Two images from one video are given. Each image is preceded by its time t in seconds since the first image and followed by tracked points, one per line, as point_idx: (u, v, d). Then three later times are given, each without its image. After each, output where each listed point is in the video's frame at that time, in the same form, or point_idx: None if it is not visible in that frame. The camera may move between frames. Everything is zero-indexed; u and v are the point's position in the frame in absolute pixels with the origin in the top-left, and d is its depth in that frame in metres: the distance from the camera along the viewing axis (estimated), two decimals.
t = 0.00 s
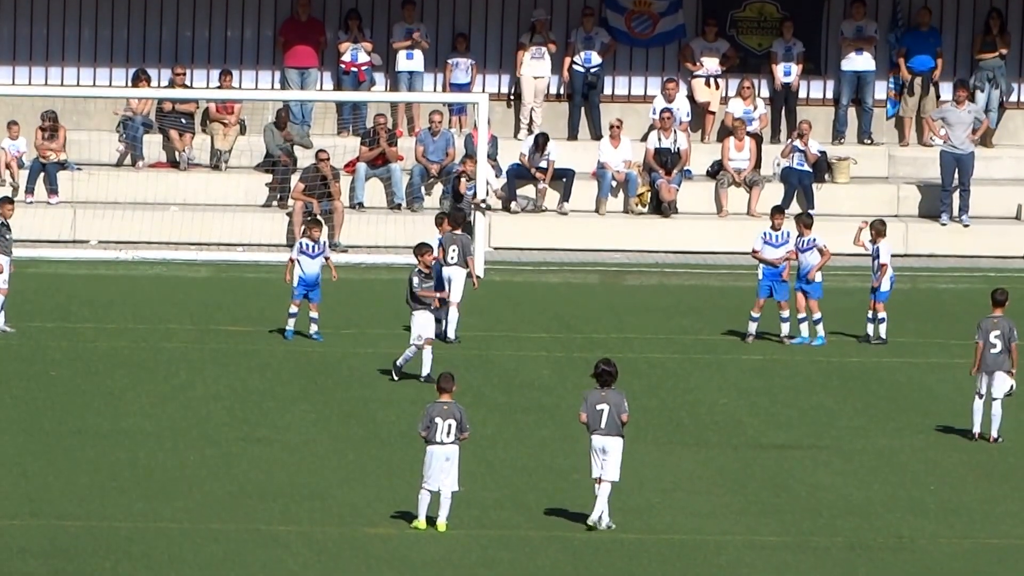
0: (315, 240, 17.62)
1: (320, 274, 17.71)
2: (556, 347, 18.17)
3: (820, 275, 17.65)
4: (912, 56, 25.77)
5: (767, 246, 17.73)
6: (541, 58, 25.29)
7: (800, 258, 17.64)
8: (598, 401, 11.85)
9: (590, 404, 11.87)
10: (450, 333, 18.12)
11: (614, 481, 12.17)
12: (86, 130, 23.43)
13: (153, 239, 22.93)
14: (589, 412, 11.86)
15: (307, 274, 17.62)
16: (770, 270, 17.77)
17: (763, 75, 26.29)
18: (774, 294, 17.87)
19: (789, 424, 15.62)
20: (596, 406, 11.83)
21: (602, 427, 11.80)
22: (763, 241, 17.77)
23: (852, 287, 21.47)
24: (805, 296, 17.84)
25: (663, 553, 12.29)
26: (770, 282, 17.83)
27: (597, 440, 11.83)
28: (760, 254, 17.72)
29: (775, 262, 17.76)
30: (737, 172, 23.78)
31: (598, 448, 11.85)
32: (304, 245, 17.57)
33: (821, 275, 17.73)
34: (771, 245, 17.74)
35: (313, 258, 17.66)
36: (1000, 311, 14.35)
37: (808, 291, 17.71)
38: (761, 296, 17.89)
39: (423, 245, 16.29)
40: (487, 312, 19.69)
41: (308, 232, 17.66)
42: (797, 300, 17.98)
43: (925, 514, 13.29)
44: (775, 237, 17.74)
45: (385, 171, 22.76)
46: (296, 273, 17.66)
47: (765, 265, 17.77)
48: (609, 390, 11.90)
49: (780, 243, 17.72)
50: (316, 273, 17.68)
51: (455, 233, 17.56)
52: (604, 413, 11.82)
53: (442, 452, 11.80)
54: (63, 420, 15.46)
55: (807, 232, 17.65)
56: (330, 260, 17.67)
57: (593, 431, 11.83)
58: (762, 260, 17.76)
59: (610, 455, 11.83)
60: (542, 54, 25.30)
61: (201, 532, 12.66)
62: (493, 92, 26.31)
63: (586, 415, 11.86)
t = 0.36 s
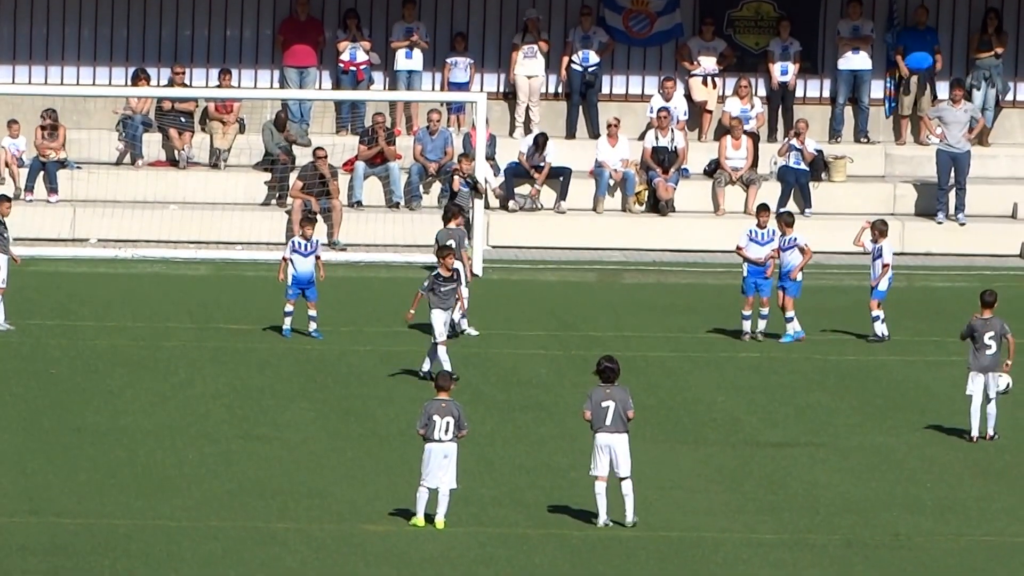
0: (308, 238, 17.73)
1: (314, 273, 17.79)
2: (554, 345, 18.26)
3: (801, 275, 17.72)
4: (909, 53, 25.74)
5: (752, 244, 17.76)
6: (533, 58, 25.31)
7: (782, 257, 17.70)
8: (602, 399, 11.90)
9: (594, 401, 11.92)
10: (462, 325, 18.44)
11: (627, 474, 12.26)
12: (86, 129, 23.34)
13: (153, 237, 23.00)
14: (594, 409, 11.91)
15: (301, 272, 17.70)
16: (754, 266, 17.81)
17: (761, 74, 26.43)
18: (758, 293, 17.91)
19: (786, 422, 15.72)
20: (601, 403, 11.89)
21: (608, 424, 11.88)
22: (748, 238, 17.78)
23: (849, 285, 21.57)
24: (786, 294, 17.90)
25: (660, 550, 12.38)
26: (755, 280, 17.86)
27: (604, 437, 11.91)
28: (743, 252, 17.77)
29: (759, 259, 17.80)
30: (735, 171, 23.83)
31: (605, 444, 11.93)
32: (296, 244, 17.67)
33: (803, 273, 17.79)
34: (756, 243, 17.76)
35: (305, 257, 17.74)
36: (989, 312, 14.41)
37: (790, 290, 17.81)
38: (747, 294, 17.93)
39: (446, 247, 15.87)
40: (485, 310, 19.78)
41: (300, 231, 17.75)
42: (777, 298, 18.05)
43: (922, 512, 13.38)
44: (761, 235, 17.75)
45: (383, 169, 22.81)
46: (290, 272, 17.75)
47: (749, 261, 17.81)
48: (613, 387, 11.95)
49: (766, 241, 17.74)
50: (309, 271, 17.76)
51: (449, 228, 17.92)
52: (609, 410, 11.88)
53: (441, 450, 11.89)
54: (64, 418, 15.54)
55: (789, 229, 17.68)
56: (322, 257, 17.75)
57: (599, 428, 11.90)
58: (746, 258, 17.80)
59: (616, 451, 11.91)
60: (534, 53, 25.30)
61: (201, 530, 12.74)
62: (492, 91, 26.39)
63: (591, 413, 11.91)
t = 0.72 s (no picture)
0: (302, 237, 17.78)
1: (306, 272, 17.77)
2: (552, 344, 18.30)
3: (784, 272, 17.88)
4: (905, 54, 25.89)
5: (744, 242, 17.78)
6: (526, 57, 25.40)
7: (766, 255, 17.83)
8: (623, 398, 11.92)
9: (614, 400, 11.93)
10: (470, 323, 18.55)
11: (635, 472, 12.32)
12: (85, 128, 23.14)
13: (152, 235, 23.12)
14: (613, 408, 11.92)
15: (292, 271, 17.71)
16: (746, 265, 17.79)
17: (758, 73, 26.42)
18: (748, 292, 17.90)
19: (783, 420, 15.75)
20: (621, 402, 11.90)
21: (624, 423, 11.92)
22: (740, 237, 17.80)
23: (847, 284, 21.61)
24: (773, 293, 17.97)
25: (658, 549, 12.42)
26: (746, 279, 17.86)
27: (619, 436, 11.94)
28: (736, 250, 17.74)
29: (751, 257, 17.79)
30: (733, 169, 23.83)
31: (618, 443, 11.96)
32: (288, 243, 17.73)
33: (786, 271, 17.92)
34: (748, 242, 17.79)
35: (298, 256, 17.78)
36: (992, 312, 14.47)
37: (777, 288, 17.93)
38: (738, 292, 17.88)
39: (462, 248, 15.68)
40: (483, 309, 19.83)
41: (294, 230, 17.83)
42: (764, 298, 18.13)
43: (919, 510, 13.42)
44: (753, 234, 17.80)
45: (382, 169, 22.90)
46: (283, 270, 17.79)
47: (740, 260, 17.79)
48: (632, 386, 11.99)
49: (758, 240, 17.79)
50: (301, 270, 17.75)
51: (457, 227, 17.99)
52: (628, 409, 11.92)
53: (440, 448, 11.92)
54: (63, 416, 15.58)
55: (776, 228, 17.76)
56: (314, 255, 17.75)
57: (615, 426, 11.93)
58: (738, 256, 17.78)
59: (626, 451, 11.96)
60: (526, 53, 25.38)
61: (200, 528, 12.79)
62: (490, 91, 26.44)
63: (612, 412, 11.91)
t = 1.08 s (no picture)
0: (309, 235, 17.77)
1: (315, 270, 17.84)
2: (552, 342, 18.31)
3: (772, 271, 17.79)
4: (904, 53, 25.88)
5: (729, 241, 17.80)
6: (526, 56, 25.43)
7: (754, 254, 17.81)
8: (633, 395, 11.91)
9: (625, 397, 11.90)
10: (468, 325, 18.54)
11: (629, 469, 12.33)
12: (86, 126, 23.11)
13: (152, 234, 23.13)
14: (624, 405, 11.88)
15: (302, 269, 17.75)
16: (727, 265, 17.83)
17: (758, 71, 26.45)
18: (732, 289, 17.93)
19: (782, 419, 15.76)
20: (632, 400, 11.89)
21: (632, 421, 11.92)
22: (725, 236, 17.81)
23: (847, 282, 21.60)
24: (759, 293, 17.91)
25: (656, 547, 12.43)
26: (730, 278, 17.88)
27: (626, 433, 11.93)
28: (720, 248, 17.79)
29: (732, 256, 17.82)
30: (731, 168, 23.84)
31: (623, 441, 11.95)
32: (298, 241, 17.72)
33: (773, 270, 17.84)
34: (733, 241, 17.79)
35: (306, 254, 17.78)
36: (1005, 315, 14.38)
37: (764, 287, 17.85)
38: (721, 290, 17.92)
39: (490, 249, 15.79)
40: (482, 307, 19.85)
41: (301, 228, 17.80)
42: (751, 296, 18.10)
43: (917, 508, 13.43)
44: (737, 233, 17.79)
45: (382, 167, 22.98)
46: (291, 269, 17.79)
47: (723, 259, 17.83)
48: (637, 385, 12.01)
49: (742, 239, 17.79)
50: (310, 268, 17.80)
51: (467, 225, 17.99)
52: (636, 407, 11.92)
53: (439, 447, 11.93)
54: (63, 414, 15.61)
55: (761, 227, 17.70)
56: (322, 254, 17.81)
57: (624, 423, 11.91)
58: (721, 255, 17.82)
59: (631, 449, 11.98)
60: (526, 51, 25.42)
61: (199, 526, 12.80)
62: (489, 89, 26.45)
63: (626, 411, 11.89)
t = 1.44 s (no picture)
0: (316, 234, 17.81)
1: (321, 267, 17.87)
2: (552, 339, 18.32)
3: (762, 266, 17.89)
4: (904, 50, 25.84)
5: (721, 238, 17.85)
6: (529, 53, 25.37)
7: (744, 250, 17.92)
8: (619, 395, 11.94)
9: (611, 397, 11.93)
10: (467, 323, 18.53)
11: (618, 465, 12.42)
12: (86, 123, 23.65)
13: (152, 230, 23.12)
14: (611, 406, 11.92)
15: (308, 267, 17.76)
16: (722, 262, 17.81)
17: (757, 69, 26.46)
18: (725, 287, 17.94)
19: (781, 416, 15.77)
20: (618, 399, 11.93)
21: (620, 420, 11.97)
22: (716, 233, 17.87)
23: (847, 279, 21.61)
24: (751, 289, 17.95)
25: (656, 545, 12.44)
26: (723, 275, 17.89)
27: (614, 433, 11.98)
28: (714, 246, 17.78)
29: (726, 254, 17.85)
30: (731, 164, 23.85)
31: (613, 441, 12.00)
32: (305, 240, 17.73)
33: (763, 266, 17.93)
34: (724, 237, 17.87)
35: (313, 253, 17.81)
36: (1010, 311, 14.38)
37: (754, 282, 17.88)
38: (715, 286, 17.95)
39: (521, 249, 15.74)
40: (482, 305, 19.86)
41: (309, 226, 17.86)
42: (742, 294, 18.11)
43: (917, 506, 13.44)
44: (728, 230, 17.90)
45: (382, 164, 23.04)
46: (297, 266, 17.80)
47: (717, 256, 17.82)
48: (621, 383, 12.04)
49: (733, 235, 17.90)
50: (316, 266, 17.83)
51: (471, 222, 18.09)
52: (622, 406, 11.96)
53: (438, 444, 11.94)
54: (64, 411, 15.62)
55: (751, 223, 17.85)
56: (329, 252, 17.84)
57: (613, 423, 11.96)
58: (715, 253, 17.81)
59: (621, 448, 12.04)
60: (530, 48, 25.37)
61: (199, 523, 12.82)
62: (489, 86, 26.46)
63: (614, 412, 11.93)
